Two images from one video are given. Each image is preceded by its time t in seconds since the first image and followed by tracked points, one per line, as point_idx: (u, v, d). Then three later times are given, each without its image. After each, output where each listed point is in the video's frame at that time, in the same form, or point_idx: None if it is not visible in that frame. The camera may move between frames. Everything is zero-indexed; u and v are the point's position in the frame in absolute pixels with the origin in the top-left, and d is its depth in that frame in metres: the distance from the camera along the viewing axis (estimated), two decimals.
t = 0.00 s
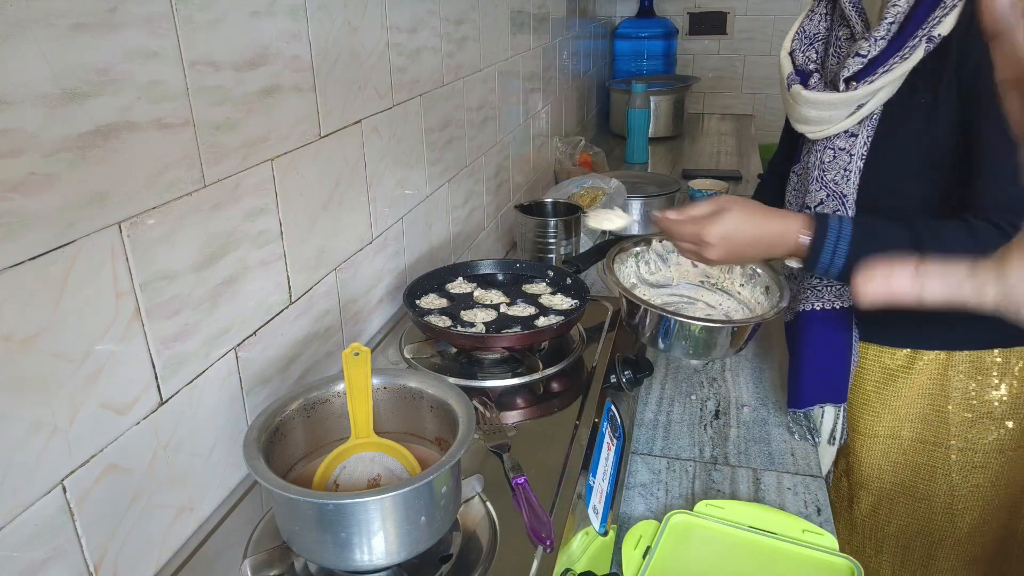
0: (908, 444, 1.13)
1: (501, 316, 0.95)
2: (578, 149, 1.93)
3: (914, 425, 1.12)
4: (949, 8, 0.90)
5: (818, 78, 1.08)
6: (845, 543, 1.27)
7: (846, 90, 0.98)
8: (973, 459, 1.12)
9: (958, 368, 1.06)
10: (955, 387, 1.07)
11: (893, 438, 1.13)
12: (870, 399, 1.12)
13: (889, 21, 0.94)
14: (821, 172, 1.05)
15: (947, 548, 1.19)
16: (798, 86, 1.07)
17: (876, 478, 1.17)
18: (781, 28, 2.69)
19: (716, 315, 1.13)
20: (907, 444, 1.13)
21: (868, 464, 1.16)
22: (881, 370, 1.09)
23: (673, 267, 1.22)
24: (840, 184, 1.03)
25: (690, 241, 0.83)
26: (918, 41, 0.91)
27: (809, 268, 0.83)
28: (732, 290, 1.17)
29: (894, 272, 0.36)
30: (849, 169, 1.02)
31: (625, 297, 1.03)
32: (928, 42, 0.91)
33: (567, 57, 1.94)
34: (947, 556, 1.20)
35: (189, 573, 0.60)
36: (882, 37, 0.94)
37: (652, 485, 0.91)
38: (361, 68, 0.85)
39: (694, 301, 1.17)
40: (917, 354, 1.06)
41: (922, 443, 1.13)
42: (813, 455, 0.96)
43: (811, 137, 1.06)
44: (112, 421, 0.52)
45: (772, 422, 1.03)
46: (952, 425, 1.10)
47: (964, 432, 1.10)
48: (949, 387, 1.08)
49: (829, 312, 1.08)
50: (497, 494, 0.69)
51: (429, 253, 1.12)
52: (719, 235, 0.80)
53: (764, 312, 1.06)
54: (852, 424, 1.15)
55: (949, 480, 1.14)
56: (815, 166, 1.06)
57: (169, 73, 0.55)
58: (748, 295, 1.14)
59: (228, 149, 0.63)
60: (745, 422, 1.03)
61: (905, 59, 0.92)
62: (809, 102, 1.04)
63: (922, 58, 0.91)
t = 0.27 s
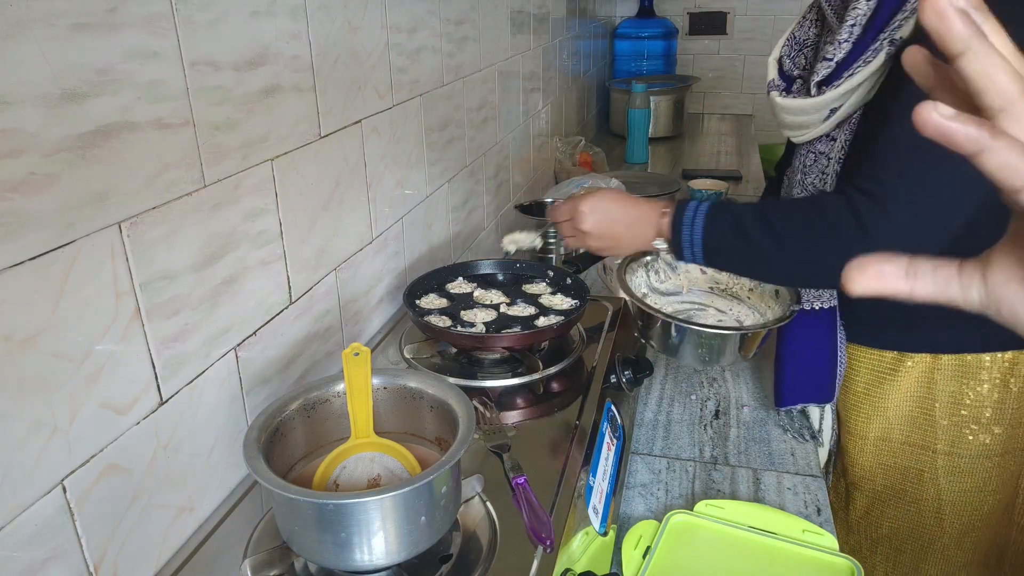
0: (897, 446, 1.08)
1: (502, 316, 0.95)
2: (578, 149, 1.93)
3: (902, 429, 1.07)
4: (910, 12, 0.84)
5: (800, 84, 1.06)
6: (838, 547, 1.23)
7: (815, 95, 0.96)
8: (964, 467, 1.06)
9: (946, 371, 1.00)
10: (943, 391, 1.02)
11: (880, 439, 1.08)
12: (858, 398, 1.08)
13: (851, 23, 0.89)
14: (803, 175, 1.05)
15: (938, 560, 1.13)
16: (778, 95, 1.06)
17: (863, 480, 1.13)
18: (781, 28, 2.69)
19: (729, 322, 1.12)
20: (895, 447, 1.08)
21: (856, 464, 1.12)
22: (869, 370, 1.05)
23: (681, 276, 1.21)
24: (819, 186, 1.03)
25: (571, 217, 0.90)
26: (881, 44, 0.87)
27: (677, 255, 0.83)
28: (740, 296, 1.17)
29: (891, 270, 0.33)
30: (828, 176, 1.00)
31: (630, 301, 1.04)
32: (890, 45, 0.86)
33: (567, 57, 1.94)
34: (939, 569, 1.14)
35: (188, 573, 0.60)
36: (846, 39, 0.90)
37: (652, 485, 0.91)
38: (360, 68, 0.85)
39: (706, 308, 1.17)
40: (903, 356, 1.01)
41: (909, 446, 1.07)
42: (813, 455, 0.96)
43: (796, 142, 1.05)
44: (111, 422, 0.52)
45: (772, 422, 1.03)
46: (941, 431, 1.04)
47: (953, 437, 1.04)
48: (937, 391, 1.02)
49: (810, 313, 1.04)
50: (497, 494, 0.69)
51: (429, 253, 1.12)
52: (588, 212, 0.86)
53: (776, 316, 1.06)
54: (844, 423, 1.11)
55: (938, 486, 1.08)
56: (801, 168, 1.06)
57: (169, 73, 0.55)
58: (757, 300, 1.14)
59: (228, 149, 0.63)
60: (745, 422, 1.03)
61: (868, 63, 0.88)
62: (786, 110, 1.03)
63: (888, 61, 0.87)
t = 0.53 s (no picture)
0: (887, 447, 1.07)
1: (502, 316, 0.95)
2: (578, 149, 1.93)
3: (893, 430, 1.05)
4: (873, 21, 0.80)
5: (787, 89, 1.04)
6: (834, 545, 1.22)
7: (796, 100, 0.96)
8: (954, 471, 1.04)
9: (934, 373, 0.99)
10: (932, 393, 1.00)
11: (872, 439, 1.08)
12: (852, 397, 1.07)
13: (825, 29, 0.86)
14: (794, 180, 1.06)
15: (931, 564, 1.12)
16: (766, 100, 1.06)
17: (856, 479, 1.12)
18: (781, 28, 2.69)
19: (732, 335, 1.10)
20: (886, 448, 1.07)
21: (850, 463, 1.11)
22: (862, 370, 1.05)
23: (685, 287, 1.19)
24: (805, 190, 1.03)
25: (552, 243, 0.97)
26: (852, 49, 0.84)
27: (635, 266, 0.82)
28: (745, 305, 1.15)
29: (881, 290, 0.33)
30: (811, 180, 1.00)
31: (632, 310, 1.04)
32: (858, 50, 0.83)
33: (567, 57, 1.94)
34: (931, 574, 1.12)
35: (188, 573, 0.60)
36: (821, 45, 0.88)
37: (651, 484, 0.91)
38: (360, 68, 0.85)
39: (710, 321, 1.15)
40: (893, 357, 1.01)
41: (900, 447, 1.06)
42: (813, 455, 0.95)
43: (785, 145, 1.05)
44: (111, 422, 0.53)
45: (772, 422, 1.03)
46: (931, 433, 1.03)
47: (943, 439, 1.03)
48: (926, 393, 1.01)
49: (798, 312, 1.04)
50: (497, 494, 0.69)
51: (429, 254, 1.12)
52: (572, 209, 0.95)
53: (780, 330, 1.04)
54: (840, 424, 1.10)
55: (928, 488, 1.06)
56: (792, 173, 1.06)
57: (169, 73, 0.55)
58: (761, 309, 1.12)
59: (228, 149, 0.63)
60: (745, 422, 1.03)
61: (840, 69, 0.86)
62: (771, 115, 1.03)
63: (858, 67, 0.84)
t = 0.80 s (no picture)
0: (886, 446, 1.07)
1: (502, 316, 0.95)
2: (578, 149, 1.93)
3: (892, 430, 1.06)
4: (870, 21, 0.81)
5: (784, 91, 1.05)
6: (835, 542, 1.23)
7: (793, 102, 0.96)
8: (953, 471, 1.04)
9: (932, 373, 0.99)
10: (930, 393, 1.00)
11: (871, 438, 1.08)
12: (852, 396, 1.07)
13: (820, 30, 0.86)
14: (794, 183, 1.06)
15: (932, 563, 1.12)
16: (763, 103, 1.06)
17: (855, 478, 1.12)
18: (781, 28, 2.69)
19: (730, 337, 1.10)
20: (885, 447, 1.07)
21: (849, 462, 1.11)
22: (861, 370, 1.05)
23: (683, 288, 1.19)
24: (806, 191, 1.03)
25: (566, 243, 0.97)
26: (850, 51, 0.85)
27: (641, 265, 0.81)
28: (743, 306, 1.14)
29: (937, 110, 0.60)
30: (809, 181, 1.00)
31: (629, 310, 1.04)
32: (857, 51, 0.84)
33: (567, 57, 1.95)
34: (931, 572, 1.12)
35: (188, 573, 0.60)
36: (817, 46, 0.88)
37: (651, 485, 0.91)
38: (360, 68, 0.85)
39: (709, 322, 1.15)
40: (892, 358, 1.00)
41: (899, 446, 1.06)
42: (813, 455, 0.95)
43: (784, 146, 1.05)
44: (112, 422, 0.53)
45: (772, 423, 1.03)
46: (929, 433, 1.02)
47: (942, 438, 1.02)
48: (924, 393, 1.00)
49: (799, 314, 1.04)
50: (497, 494, 0.69)
51: (429, 254, 1.12)
52: (587, 198, 0.95)
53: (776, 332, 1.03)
54: (840, 423, 1.10)
55: (927, 487, 1.06)
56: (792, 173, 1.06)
57: (169, 73, 0.55)
58: (759, 310, 1.12)
59: (228, 149, 0.63)
60: (745, 423, 1.03)
61: (838, 70, 0.87)
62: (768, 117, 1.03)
63: (855, 67, 0.85)
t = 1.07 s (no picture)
0: (890, 445, 1.07)
1: (502, 316, 0.95)
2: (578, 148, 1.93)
3: (897, 429, 1.05)
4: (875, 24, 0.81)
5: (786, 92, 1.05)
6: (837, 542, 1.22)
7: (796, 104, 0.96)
8: (958, 470, 1.03)
9: (937, 373, 0.98)
10: (936, 392, 0.99)
11: (875, 438, 1.07)
12: (855, 396, 1.07)
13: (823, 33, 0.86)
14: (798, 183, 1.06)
15: (935, 562, 1.11)
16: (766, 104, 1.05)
17: (858, 477, 1.12)
18: (781, 28, 2.69)
19: (738, 339, 1.11)
20: (889, 446, 1.07)
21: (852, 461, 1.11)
22: (865, 369, 1.04)
23: (688, 290, 1.19)
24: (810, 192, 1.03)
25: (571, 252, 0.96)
26: (852, 53, 0.85)
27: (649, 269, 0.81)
28: (748, 309, 1.15)
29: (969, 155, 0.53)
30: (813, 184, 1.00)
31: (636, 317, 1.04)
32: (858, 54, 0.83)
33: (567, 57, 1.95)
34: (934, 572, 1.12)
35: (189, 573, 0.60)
36: (819, 49, 0.88)
37: (651, 485, 0.90)
38: (361, 68, 0.85)
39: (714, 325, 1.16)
40: (897, 357, 1.00)
41: (903, 446, 1.05)
42: (813, 455, 0.95)
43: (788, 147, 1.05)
44: (112, 422, 0.53)
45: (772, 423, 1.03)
46: (935, 433, 1.02)
47: (946, 438, 1.02)
48: (928, 392, 1.00)
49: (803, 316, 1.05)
50: (497, 494, 0.69)
51: (429, 254, 1.12)
52: (594, 207, 0.96)
53: (785, 335, 1.05)
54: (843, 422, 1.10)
55: (931, 487, 1.05)
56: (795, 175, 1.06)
57: (169, 73, 0.55)
58: (766, 313, 1.13)
59: (228, 149, 0.63)
60: (746, 423, 1.03)
61: (840, 73, 0.87)
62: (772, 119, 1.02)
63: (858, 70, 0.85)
